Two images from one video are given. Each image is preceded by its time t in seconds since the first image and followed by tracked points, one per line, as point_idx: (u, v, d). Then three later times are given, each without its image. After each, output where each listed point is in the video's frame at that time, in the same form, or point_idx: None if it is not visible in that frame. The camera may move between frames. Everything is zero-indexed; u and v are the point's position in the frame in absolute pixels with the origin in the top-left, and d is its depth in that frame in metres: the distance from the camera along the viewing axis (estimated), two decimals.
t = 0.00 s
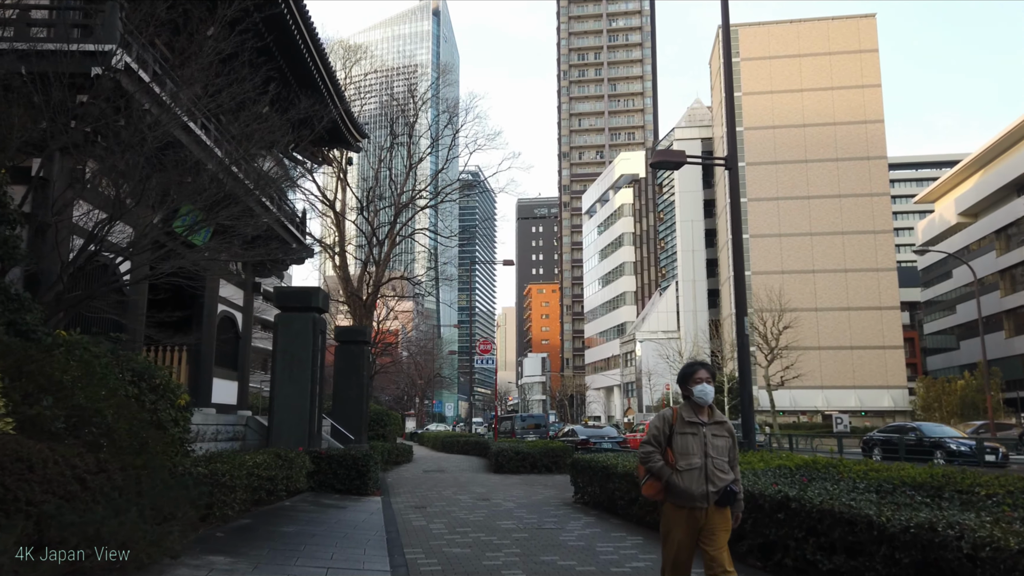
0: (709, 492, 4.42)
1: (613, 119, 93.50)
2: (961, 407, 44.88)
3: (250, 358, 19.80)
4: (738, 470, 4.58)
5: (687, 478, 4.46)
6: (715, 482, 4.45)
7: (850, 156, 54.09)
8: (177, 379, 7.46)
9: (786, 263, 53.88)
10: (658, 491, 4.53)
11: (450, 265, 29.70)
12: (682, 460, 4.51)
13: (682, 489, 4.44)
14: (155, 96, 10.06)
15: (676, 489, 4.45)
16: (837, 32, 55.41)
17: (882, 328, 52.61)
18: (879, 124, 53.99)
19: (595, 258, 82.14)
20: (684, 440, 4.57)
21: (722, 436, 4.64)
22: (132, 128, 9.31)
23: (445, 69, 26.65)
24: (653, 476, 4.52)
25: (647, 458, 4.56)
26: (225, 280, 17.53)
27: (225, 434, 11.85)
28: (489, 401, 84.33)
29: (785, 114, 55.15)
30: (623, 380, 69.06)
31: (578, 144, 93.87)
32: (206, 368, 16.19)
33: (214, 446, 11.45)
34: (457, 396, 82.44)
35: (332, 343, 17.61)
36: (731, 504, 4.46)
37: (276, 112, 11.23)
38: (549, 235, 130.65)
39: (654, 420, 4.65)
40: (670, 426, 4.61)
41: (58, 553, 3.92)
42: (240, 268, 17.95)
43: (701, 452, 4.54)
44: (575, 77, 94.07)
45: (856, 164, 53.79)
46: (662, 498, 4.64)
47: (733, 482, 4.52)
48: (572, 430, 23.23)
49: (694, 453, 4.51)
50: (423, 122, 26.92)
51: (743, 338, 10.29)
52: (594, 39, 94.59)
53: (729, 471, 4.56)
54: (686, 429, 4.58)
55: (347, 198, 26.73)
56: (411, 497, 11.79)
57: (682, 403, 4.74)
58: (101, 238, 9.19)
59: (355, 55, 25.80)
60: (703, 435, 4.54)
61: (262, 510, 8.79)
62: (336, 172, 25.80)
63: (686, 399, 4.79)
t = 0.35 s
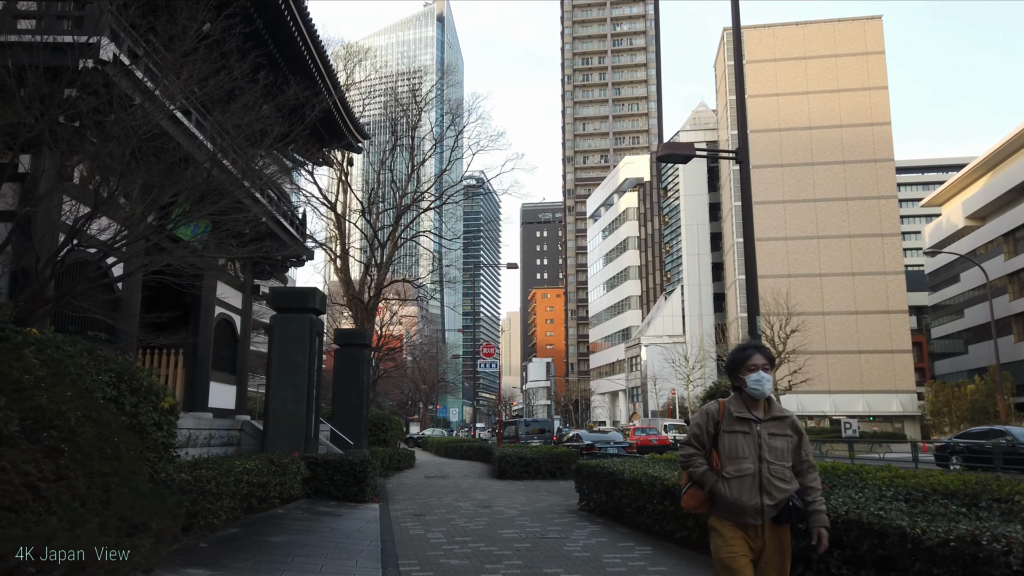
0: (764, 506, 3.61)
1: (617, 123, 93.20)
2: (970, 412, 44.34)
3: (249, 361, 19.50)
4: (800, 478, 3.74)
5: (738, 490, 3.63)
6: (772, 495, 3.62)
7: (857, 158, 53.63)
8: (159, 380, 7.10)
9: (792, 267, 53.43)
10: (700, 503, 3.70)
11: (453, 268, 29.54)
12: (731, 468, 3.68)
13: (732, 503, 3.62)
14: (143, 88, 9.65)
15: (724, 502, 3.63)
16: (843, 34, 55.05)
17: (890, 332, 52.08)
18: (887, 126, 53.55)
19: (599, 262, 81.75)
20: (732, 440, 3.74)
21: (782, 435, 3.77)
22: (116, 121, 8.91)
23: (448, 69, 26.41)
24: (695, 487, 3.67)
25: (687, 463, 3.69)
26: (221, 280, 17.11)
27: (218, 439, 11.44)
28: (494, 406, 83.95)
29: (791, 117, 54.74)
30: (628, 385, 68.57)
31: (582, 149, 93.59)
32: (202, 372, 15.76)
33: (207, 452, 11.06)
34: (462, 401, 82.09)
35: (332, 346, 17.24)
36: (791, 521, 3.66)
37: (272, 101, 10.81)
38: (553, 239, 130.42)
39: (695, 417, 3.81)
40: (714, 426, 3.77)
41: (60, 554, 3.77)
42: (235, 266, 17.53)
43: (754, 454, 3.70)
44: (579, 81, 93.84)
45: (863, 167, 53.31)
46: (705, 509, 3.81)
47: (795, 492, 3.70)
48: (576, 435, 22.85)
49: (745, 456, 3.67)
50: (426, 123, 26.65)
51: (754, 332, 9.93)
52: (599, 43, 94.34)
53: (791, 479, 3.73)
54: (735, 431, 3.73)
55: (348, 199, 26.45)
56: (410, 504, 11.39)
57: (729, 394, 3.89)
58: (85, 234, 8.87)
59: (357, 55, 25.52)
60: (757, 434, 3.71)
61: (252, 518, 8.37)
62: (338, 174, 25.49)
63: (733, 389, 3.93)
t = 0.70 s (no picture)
0: (849, 548, 2.94)
1: (622, 129, 92.92)
2: (981, 420, 43.72)
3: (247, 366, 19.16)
4: (890, 509, 3.07)
5: (813, 529, 2.96)
6: (858, 534, 2.95)
7: (865, 163, 53.19)
8: (141, 386, 6.77)
9: (800, 273, 52.93)
10: (764, 547, 3.04)
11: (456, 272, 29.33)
12: (804, 498, 3.01)
13: (808, 544, 2.94)
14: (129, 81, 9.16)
15: (796, 542, 2.97)
16: (850, 38, 54.69)
17: (899, 338, 51.50)
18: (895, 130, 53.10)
19: (604, 268, 81.34)
20: (801, 464, 3.07)
21: (868, 454, 3.09)
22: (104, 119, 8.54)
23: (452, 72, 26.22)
24: (756, 525, 3.00)
25: (747, 495, 3.03)
26: (219, 285, 16.80)
27: (212, 448, 11.07)
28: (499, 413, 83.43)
29: (798, 122, 54.34)
30: (633, 392, 68.01)
31: (587, 154, 93.30)
32: (199, 381, 15.40)
33: (201, 461, 10.70)
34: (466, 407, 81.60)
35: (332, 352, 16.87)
36: (881, 567, 2.98)
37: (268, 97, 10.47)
38: (558, 246, 130.12)
39: (750, 439, 3.18)
40: (777, 447, 3.14)
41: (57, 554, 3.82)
42: (230, 269, 17.23)
43: (833, 483, 3.02)
44: (583, 87, 93.63)
45: (871, 171, 52.86)
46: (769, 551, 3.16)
47: (888, 529, 3.04)
48: (581, 444, 22.46)
49: (822, 486, 2.99)
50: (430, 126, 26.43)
51: (767, 333, 9.52)
52: (603, 49, 94.16)
53: (882, 511, 3.06)
54: (805, 453, 3.08)
55: (350, 203, 26.20)
56: (409, 516, 10.99)
57: (794, 406, 3.26)
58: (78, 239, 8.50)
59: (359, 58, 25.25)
60: (834, 455, 3.05)
61: (241, 531, 8.00)
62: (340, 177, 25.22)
63: (799, 401, 3.30)
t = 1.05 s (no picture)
0: None
1: (623, 133, 92.69)
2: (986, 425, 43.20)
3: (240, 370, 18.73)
4: None
5: (966, 567, 2.35)
6: None
7: (867, 166, 52.86)
8: (112, 388, 6.42)
9: (802, 277, 52.59)
10: None
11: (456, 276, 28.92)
12: (949, 526, 2.40)
13: None
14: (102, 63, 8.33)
15: None
16: (851, 40, 54.43)
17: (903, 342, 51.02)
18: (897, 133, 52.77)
19: (605, 272, 81.00)
20: (939, 475, 2.46)
21: None
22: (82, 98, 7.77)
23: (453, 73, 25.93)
24: (877, 562, 2.37)
25: (870, 525, 2.37)
26: (210, 287, 16.47)
27: (197, 453, 10.68)
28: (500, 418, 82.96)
29: (799, 125, 54.07)
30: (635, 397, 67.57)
31: (588, 159, 93.08)
32: (189, 384, 15.04)
33: (185, 466, 10.33)
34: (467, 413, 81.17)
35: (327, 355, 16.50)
36: None
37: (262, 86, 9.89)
38: (559, 251, 129.80)
39: (852, 440, 2.54)
40: (901, 449, 2.51)
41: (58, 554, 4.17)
42: (218, 268, 16.83)
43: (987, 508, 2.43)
44: (584, 91, 93.52)
45: (873, 174, 52.53)
46: None
47: None
48: (582, 449, 21.98)
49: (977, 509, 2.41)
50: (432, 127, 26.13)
51: (774, 329, 9.10)
52: (604, 54, 94.00)
53: None
54: (947, 460, 2.47)
55: (347, 204, 25.83)
56: (401, 523, 10.60)
57: (921, 390, 2.65)
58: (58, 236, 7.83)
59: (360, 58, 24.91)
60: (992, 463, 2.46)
61: (220, 539, 7.65)
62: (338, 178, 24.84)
63: (930, 382, 2.68)
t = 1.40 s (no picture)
0: None
1: (625, 139, 92.45)
2: (992, 431, 42.61)
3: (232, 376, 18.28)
4: None
5: None
6: None
7: (870, 171, 52.48)
8: (76, 393, 6.05)
9: (805, 282, 52.24)
10: None
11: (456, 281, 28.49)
12: None
13: None
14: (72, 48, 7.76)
15: None
16: (853, 45, 54.15)
17: (907, 348, 50.56)
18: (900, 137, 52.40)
19: (606, 278, 80.59)
20: None
21: None
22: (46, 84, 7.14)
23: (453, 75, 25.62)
24: None
25: None
26: (202, 290, 16.11)
27: (182, 462, 10.31)
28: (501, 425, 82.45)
29: (802, 129, 53.77)
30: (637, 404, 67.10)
31: (589, 165, 92.82)
32: (179, 390, 14.71)
33: (170, 476, 9.98)
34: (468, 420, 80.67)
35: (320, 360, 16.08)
36: None
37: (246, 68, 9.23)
38: (561, 257, 129.39)
39: None
40: None
41: (56, 556, 4.68)
42: (210, 271, 16.47)
43: None
44: (585, 97, 93.37)
45: (876, 179, 52.14)
46: None
47: None
48: (583, 456, 21.48)
49: None
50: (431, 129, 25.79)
51: (781, 326, 8.72)
52: (605, 60, 93.82)
53: None
54: None
55: (345, 208, 25.47)
56: (395, 534, 10.17)
57: None
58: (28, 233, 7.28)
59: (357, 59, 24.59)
60: None
61: (199, 554, 7.24)
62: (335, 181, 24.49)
63: None
